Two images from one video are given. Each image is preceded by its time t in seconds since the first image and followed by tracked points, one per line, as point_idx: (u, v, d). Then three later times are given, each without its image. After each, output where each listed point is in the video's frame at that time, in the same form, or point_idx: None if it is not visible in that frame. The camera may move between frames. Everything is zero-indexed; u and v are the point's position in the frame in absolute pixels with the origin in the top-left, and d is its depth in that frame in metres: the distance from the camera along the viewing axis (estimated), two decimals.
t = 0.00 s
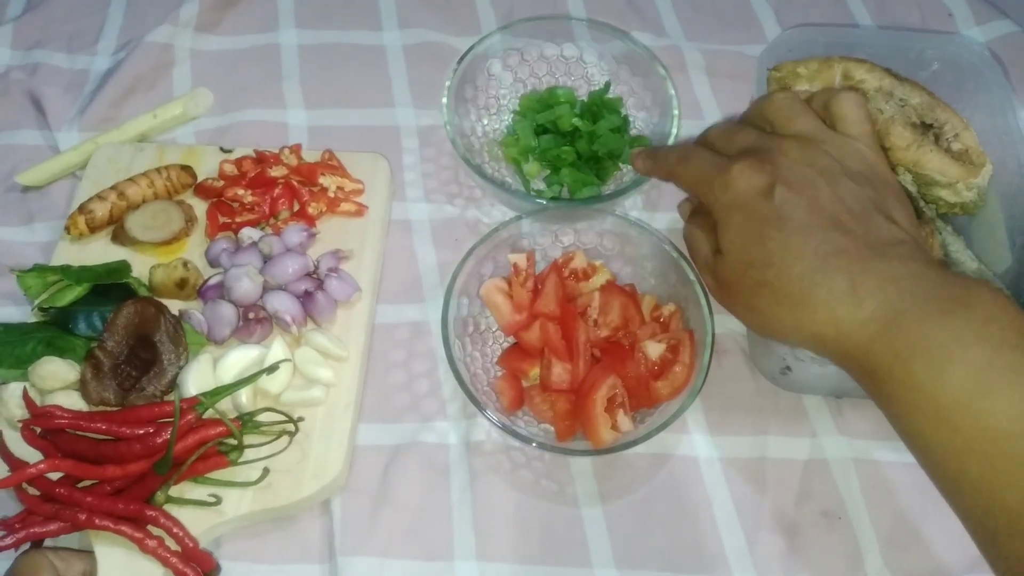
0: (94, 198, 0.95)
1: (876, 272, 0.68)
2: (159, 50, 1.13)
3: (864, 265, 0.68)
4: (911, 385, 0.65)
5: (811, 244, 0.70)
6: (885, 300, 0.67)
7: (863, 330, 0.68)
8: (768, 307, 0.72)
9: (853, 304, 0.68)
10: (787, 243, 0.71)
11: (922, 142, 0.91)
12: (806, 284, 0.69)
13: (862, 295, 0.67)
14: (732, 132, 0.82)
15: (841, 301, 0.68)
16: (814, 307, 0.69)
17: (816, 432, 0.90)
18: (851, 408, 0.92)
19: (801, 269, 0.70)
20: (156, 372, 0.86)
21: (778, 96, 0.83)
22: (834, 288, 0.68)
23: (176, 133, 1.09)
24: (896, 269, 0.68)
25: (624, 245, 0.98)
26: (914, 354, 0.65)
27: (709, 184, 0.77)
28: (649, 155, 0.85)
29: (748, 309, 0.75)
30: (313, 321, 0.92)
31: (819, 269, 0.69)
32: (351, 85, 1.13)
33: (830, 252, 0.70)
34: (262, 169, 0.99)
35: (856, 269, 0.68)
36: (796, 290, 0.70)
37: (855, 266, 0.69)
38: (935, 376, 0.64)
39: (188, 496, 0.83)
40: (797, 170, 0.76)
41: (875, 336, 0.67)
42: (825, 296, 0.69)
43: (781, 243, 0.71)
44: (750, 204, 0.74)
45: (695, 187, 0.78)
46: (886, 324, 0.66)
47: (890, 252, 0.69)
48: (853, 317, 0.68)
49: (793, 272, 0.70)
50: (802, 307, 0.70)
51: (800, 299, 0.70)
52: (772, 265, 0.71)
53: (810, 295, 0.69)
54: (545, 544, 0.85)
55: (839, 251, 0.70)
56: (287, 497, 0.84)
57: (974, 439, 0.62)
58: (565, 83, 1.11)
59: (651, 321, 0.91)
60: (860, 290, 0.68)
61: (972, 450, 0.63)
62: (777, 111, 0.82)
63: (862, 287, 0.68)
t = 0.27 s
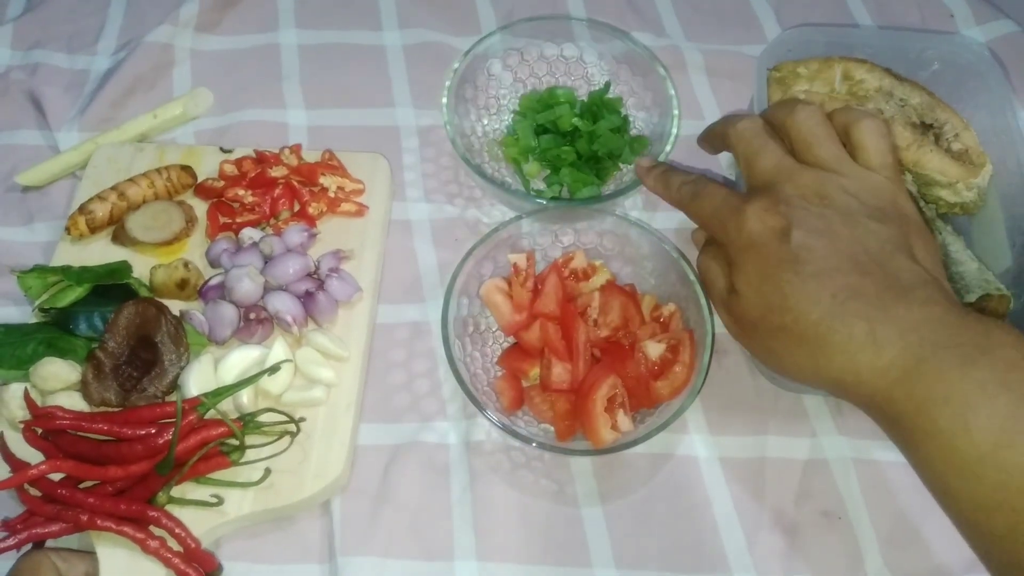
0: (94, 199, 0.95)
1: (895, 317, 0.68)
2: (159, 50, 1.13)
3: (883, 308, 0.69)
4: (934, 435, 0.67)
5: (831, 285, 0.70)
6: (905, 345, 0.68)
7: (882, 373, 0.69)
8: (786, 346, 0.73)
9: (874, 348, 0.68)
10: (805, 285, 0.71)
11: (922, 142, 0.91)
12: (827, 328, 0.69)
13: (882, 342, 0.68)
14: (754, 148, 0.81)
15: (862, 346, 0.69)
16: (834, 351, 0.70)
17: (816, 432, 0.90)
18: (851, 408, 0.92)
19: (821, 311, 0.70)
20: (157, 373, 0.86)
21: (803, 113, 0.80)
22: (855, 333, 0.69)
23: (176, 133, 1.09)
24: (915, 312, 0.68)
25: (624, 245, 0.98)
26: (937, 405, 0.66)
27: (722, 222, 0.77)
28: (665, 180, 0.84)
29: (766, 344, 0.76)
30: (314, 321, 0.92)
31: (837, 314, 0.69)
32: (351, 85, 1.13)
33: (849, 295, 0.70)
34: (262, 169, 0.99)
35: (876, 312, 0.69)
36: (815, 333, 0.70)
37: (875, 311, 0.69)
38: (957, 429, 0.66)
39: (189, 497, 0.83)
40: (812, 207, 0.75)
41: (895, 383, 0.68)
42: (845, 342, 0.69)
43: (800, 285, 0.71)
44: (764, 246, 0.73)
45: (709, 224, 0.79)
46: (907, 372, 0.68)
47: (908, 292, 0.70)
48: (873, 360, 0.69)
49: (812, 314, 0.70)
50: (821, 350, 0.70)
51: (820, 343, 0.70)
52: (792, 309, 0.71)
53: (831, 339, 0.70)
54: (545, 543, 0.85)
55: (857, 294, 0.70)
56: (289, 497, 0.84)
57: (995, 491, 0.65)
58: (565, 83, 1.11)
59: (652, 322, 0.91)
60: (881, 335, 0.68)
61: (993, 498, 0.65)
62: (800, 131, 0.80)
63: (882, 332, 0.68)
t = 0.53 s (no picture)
0: (94, 200, 0.95)
1: (892, 315, 0.68)
2: (159, 50, 1.13)
3: (880, 306, 0.69)
4: (931, 433, 0.67)
5: (828, 284, 0.70)
6: (902, 343, 0.68)
7: (879, 371, 0.69)
8: (784, 345, 0.74)
9: (870, 346, 0.68)
10: (802, 283, 0.71)
11: (922, 142, 0.91)
12: (823, 325, 0.70)
13: (879, 341, 0.68)
14: (754, 147, 0.81)
15: (858, 344, 0.69)
16: (831, 349, 0.70)
17: (816, 432, 0.90)
18: (851, 408, 0.92)
19: (817, 309, 0.70)
20: (158, 373, 0.86)
21: (803, 113, 0.81)
22: (851, 331, 0.69)
23: (176, 133, 1.09)
24: (912, 310, 0.68)
25: (624, 245, 0.98)
26: (933, 403, 0.66)
27: (721, 220, 0.77)
28: (663, 176, 0.84)
29: (765, 344, 0.76)
30: (315, 321, 0.92)
31: (834, 312, 0.69)
32: (351, 85, 1.13)
33: (845, 292, 0.70)
34: (262, 169, 0.99)
35: (872, 310, 0.69)
36: (812, 331, 0.70)
37: (872, 308, 0.69)
38: (954, 426, 0.65)
39: (191, 497, 0.84)
40: (810, 205, 0.75)
41: (892, 381, 0.68)
42: (841, 341, 0.69)
43: (796, 283, 0.71)
44: (761, 244, 0.74)
45: (707, 222, 0.79)
46: (903, 370, 0.67)
47: (906, 292, 0.69)
48: (870, 358, 0.69)
49: (809, 312, 0.70)
50: (818, 348, 0.71)
51: (816, 341, 0.70)
52: (788, 306, 0.71)
53: (828, 337, 0.70)
54: (545, 543, 0.85)
55: (854, 292, 0.70)
56: (290, 498, 0.84)
57: (992, 489, 0.64)
58: (565, 83, 1.11)
59: (651, 321, 0.91)
60: (878, 333, 0.68)
61: (991, 497, 0.65)
62: (799, 130, 0.80)
63: (878, 330, 0.68)
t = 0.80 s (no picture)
0: (95, 202, 0.95)
1: (891, 313, 0.68)
2: (159, 50, 1.13)
3: (880, 305, 0.69)
4: (930, 432, 0.67)
5: (828, 282, 0.70)
6: (902, 341, 0.68)
7: (878, 370, 0.69)
8: (783, 343, 0.74)
9: (870, 345, 0.68)
10: (801, 282, 0.71)
11: (922, 142, 0.92)
12: (822, 324, 0.70)
13: (878, 339, 0.68)
14: (754, 148, 0.80)
15: (858, 342, 0.69)
16: (830, 348, 0.70)
17: (816, 432, 0.90)
18: (851, 408, 0.92)
19: (817, 308, 0.70)
20: (159, 375, 0.86)
21: (803, 115, 0.81)
22: (850, 330, 0.69)
23: (176, 134, 1.09)
24: (911, 309, 0.68)
25: (625, 246, 0.98)
26: (933, 401, 0.66)
27: (721, 220, 0.77)
28: (663, 177, 0.84)
29: (764, 343, 0.76)
30: (315, 322, 0.92)
31: (833, 310, 0.69)
32: (351, 85, 1.13)
33: (845, 291, 0.70)
34: (261, 170, 0.99)
35: (872, 309, 0.69)
36: (811, 330, 0.70)
37: (871, 307, 0.69)
38: (953, 424, 0.65)
39: (193, 499, 0.84)
40: (811, 206, 0.75)
41: (891, 380, 0.68)
42: (841, 339, 0.69)
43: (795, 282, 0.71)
44: (762, 243, 0.74)
45: (707, 222, 0.79)
46: (903, 369, 0.67)
47: (905, 290, 0.69)
48: (869, 357, 0.69)
49: (808, 311, 0.70)
50: (816, 346, 0.71)
51: (816, 340, 0.71)
52: (787, 305, 0.71)
53: (827, 335, 0.70)
54: (544, 543, 0.85)
55: (853, 291, 0.70)
56: (294, 498, 0.84)
57: (992, 487, 0.64)
58: (565, 83, 1.11)
59: (652, 322, 0.91)
60: (877, 331, 0.68)
61: (991, 494, 0.65)
62: (799, 131, 0.80)
63: (878, 328, 0.68)
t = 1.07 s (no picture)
0: (95, 202, 0.95)
1: (891, 311, 0.68)
2: (159, 51, 1.13)
3: (879, 302, 0.69)
4: (930, 429, 0.67)
5: (828, 280, 0.70)
6: (902, 340, 0.67)
7: (878, 368, 0.69)
8: (783, 341, 0.74)
9: (870, 343, 0.68)
10: (801, 280, 0.71)
11: (922, 142, 0.92)
12: (822, 322, 0.70)
13: (878, 337, 0.68)
14: (754, 148, 0.80)
15: (857, 340, 0.69)
16: (830, 346, 0.70)
17: (816, 432, 0.90)
18: (851, 408, 0.92)
19: (816, 306, 0.70)
20: (158, 375, 0.86)
21: (803, 115, 0.81)
22: (849, 329, 0.69)
23: (176, 133, 1.09)
24: (911, 307, 0.68)
25: (625, 246, 0.98)
26: (932, 399, 0.66)
27: (721, 221, 0.77)
28: (662, 177, 0.84)
29: (764, 341, 0.76)
30: (315, 322, 0.92)
31: (833, 308, 0.70)
32: (351, 85, 1.13)
33: (845, 289, 0.70)
34: (261, 170, 0.99)
35: (872, 306, 0.69)
36: (811, 328, 0.71)
37: (871, 304, 0.69)
38: (953, 422, 0.65)
39: (192, 499, 0.84)
40: (811, 205, 0.75)
41: (891, 377, 0.68)
42: (840, 337, 0.69)
43: (795, 280, 0.71)
44: (762, 243, 0.74)
45: (707, 222, 0.79)
46: (902, 366, 0.67)
47: (906, 287, 0.69)
48: (869, 355, 0.69)
49: (808, 309, 0.71)
50: (816, 345, 0.71)
51: (815, 338, 0.71)
52: (787, 303, 0.72)
53: (827, 333, 0.70)
54: (544, 543, 0.85)
55: (853, 289, 0.70)
56: (294, 498, 0.84)
57: (992, 484, 0.64)
58: (565, 83, 1.11)
59: (652, 322, 0.91)
60: (877, 330, 0.68)
61: (991, 492, 0.64)
62: (799, 132, 0.80)
63: (879, 325, 0.68)
